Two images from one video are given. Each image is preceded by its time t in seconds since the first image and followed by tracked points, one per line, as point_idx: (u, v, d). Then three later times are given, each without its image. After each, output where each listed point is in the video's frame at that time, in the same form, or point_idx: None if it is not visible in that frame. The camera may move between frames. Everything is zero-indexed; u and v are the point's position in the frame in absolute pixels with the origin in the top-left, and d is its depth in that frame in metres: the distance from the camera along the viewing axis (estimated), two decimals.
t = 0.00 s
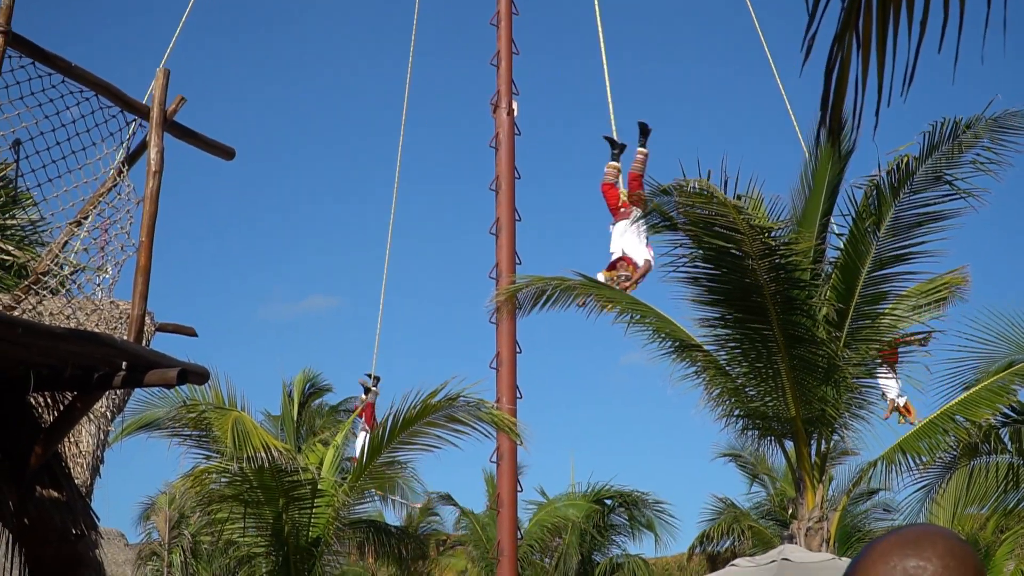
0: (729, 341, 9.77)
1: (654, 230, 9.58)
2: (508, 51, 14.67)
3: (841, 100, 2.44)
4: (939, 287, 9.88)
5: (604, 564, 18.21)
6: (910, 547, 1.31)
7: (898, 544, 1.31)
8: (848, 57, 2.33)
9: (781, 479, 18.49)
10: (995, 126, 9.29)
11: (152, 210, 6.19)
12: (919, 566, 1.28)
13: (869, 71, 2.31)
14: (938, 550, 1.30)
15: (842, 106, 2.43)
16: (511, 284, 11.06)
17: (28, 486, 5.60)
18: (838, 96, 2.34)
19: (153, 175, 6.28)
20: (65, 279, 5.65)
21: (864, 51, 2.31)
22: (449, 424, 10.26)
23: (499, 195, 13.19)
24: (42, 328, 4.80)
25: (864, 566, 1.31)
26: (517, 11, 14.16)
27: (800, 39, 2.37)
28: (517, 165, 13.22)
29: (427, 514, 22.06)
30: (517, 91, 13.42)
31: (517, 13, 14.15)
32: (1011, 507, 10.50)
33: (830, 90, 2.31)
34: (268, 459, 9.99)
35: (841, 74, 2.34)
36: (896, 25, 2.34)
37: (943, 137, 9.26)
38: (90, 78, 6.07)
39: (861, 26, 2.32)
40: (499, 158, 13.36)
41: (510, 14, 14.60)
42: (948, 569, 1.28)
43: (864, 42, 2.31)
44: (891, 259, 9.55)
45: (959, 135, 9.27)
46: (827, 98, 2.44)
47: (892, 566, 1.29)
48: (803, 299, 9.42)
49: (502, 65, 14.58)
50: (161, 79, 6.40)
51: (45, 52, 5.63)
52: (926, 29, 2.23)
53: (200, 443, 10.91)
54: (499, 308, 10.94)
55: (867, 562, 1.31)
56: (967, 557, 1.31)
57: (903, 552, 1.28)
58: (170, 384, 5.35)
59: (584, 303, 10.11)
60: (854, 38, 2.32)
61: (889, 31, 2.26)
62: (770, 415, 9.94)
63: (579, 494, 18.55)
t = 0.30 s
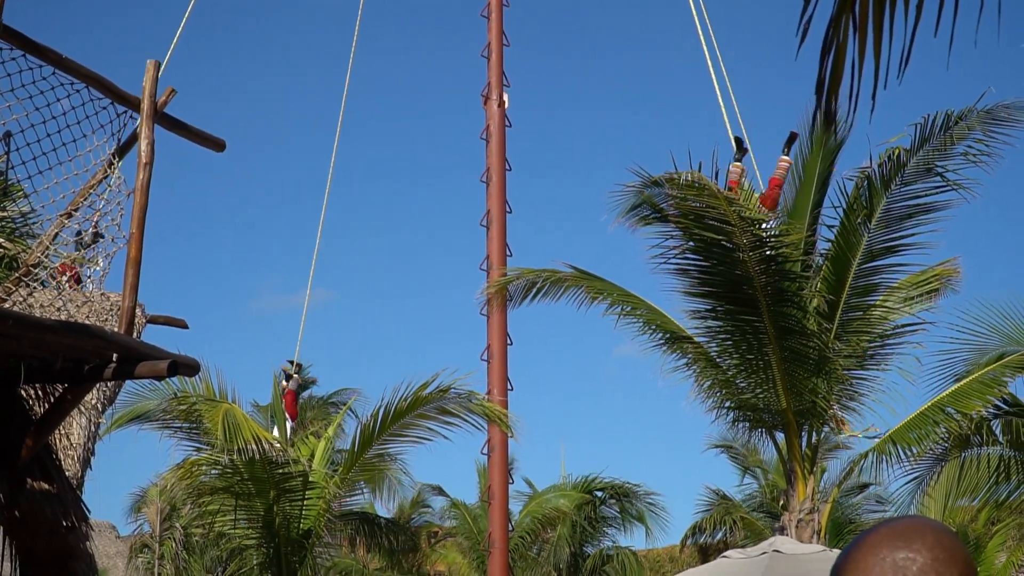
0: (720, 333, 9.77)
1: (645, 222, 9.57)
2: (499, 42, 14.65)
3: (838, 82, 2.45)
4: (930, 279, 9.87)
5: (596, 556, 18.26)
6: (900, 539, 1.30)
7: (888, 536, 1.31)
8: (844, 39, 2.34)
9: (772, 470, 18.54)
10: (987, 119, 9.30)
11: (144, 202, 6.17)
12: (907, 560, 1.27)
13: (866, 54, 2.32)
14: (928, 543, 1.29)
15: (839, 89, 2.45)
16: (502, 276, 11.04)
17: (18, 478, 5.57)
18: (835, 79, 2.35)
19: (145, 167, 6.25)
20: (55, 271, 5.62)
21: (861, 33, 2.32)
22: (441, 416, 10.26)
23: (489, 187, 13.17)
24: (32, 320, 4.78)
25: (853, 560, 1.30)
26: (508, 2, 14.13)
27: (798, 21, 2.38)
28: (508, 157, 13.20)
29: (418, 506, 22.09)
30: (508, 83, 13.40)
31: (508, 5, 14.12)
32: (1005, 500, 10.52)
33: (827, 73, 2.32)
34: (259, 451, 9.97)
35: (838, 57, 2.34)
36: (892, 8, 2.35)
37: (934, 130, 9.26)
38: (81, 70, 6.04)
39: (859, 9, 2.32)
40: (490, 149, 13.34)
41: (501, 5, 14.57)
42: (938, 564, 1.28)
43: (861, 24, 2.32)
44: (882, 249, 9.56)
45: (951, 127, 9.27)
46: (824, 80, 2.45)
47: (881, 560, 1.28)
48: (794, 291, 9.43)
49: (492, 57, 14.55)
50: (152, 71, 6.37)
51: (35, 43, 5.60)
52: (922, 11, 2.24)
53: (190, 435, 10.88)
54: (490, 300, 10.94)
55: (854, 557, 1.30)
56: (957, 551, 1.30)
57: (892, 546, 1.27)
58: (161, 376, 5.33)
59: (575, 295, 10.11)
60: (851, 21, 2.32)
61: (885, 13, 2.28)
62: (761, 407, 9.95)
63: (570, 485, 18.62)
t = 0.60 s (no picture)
0: (716, 329, 9.78)
1: (641, 217, 9.58)
2: (494, 38, 14.63)
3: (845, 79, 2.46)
4: (926, 275, 9.85)
5: (592, 552, 18.27)
6: (900, 541, 1.30)
7: (890, 537, 1.30)
8: (853, 33, 2.35)
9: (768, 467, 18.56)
10: (983, 114, 9.29)
11: (139, 198, 6.16)
12: (911, 563, 1.27)
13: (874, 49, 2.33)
14: (930, 545, 1.29)
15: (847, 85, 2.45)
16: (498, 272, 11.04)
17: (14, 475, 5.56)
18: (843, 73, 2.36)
19: (140, 162, 6.24)
20: (51, 266, 5.61)
21: (869, 27, 2.33)
22: (436, 412, 10.27)
23: (485, 183, 13.17)
24: (29, 316, 4.76)
25: (855, 561, 1.29)
26: None
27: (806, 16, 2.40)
28: (504, 153, 13.19)
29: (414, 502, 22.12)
30: (504, 79, 13.39)
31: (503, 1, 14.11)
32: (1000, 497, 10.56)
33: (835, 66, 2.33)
34: (254, 447, 9.97)
35: (846, 51, 2.35)
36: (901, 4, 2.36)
37: (930, 126, 9.26)
38: (77, 66, 6.02)
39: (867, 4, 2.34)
40: (486, 145, 13.34)
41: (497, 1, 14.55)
42: (940, 565, 1.28)
43: (868, 19, 2.33)
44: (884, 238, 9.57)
45: (947, 123, 9.27)
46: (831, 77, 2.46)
47: (884, 562, 1.28)
48: (790, 287, 9.43)
49: (488, 53, 14.54)
50: (147, 67, 6.35)
51: (31, 40, 5.58)
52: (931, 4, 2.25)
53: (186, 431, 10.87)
54: (485, 296, 10.93)
55: (857, 559, 1.29)
56: (957, 552, 1.31)
57: (896, 549, 1.27)
58: (157, 372, 5.31)
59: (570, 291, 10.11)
60: (860, 15, 2.34)
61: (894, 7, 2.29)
62: (756, 403, 9.97)
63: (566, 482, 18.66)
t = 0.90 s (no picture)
0: (715, 330, 9.78)
1: (640, 218, 9.59)
2: (493, 39, 14.64)
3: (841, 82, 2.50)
4: (926, 276, 9.85)
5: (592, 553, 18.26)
6: (900, 542, 1.30)
7: (889, 538, 1.31)
8: (849, 34, 2.40)
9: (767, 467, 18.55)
10: (982, 113, 9.29)
11: (138, 200, 6.16)
12: (911, 563, 1.28)
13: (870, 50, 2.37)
14: (930, 545, 1.30)
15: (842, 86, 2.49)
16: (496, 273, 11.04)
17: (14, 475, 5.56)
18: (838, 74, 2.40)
19: (139, 164, 6.24)
20: (51, 268, 5.61)
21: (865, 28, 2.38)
22: (435, 413, 10.26)
23: (484, 184, 13.17)
24: (29, 318, 4.76)
25: (855, 562, 1.30)
26: None
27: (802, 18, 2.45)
28: (503, 153, 13.20)
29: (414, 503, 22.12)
30: (502, 79, 13.39)
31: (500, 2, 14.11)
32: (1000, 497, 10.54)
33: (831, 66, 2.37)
34: (253, 448, 9.97)
35: (842, 51, 2.40)
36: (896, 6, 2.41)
37: (929, 125, 9.27)
38: (75, 68, 6.02)
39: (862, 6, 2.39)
40: (484, 146, 13.34)
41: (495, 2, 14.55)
42: (940, 565, 1.29)
43: (864, 20, 2.38)
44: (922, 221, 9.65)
45: (946, 123, 9.27)
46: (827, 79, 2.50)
47: (885, 561, 1.28)
48: (789, 287, 9.44)
49: (487, 54, 14.54)
50: (146, 68, 6.36)
51: (30, 41, 5.59)
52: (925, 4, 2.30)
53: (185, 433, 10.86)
54: (484, 297, 10.93)
55: (858, 559, 1.30)
56: (954, 551, 1.32)
57: (896, 549, 1.27)
58: (156, 374, 5.31)
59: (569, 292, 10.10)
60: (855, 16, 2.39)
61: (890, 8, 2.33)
62: (755, 404, 9.97)
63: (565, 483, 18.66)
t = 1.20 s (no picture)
0: (719, 330, 9.78)
1: (643, 218, 9.60)
2: (495, 40, 14.64)
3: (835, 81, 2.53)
4: (929, 276, 9.89)
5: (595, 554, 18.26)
6: (903, 540, 1.31)
7: (891, 537, 1.31)
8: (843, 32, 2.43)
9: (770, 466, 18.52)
10: (985, 113, 9.29)
11: (141, 201, 6.17)
12: (913, 560, 1.28)
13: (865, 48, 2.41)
14: (932, 544, 1.30)
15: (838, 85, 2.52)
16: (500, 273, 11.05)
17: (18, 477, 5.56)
18: (832, 72, 2.43)
19: (142, 165, 6.25)
20: (54, 270, 5.62)
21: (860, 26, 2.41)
22: (439, 414, 10.27)
23: (487, 184, 13.17)
24: (33, 319, 4.77)
25: (859, 561, 1.30)
26: None
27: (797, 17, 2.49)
28: (506, 154, 13.20)
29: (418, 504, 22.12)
30: (505, 80, 13.40)
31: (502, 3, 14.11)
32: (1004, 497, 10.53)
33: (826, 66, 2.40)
34: (257, 449, 9.98)
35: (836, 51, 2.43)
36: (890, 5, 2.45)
37: (932, 125, 9.27)
38: (78, 69, 6.04)
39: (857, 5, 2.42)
40: (487, 147, 13.34)
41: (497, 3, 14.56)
42: (941, 563, 1.29)
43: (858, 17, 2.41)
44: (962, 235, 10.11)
45: (949, 122, 9.27)
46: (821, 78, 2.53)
47: (886, 560, 1.28)
48: (793, 287, 9.44)
49: (490, 55, 14.54)
50: (149, 70, 6.37)
51: (32, 43, 5.60)
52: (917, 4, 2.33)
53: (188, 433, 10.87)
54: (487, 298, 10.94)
55: (860, 560, 1.29)
56: (955, 550, 1.32)
57: (898, 546, 1.27)
58: (160, 375, 5.32)
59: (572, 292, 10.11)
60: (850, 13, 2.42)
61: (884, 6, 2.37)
62: (759, 404, 9.98)
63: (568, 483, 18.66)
